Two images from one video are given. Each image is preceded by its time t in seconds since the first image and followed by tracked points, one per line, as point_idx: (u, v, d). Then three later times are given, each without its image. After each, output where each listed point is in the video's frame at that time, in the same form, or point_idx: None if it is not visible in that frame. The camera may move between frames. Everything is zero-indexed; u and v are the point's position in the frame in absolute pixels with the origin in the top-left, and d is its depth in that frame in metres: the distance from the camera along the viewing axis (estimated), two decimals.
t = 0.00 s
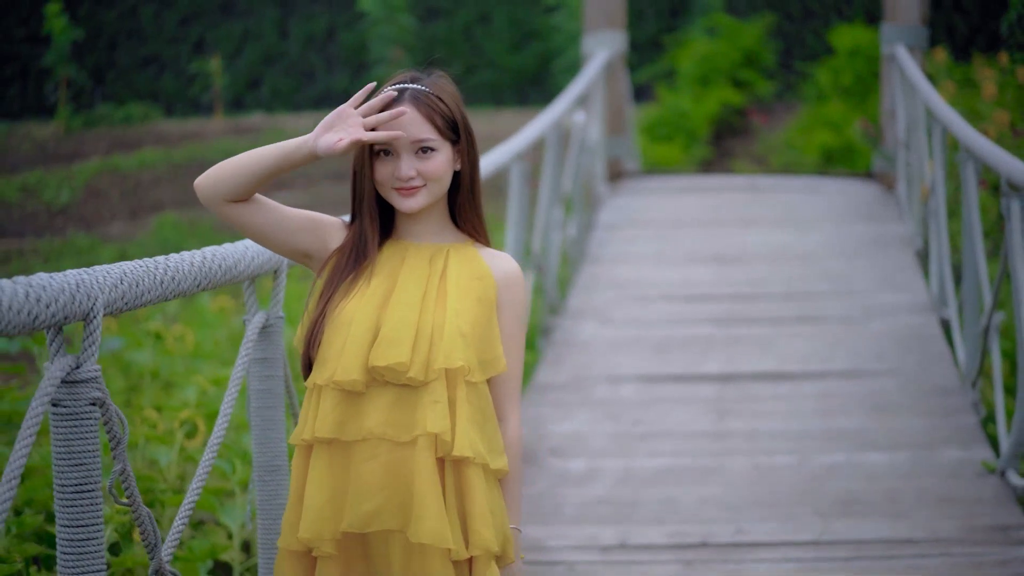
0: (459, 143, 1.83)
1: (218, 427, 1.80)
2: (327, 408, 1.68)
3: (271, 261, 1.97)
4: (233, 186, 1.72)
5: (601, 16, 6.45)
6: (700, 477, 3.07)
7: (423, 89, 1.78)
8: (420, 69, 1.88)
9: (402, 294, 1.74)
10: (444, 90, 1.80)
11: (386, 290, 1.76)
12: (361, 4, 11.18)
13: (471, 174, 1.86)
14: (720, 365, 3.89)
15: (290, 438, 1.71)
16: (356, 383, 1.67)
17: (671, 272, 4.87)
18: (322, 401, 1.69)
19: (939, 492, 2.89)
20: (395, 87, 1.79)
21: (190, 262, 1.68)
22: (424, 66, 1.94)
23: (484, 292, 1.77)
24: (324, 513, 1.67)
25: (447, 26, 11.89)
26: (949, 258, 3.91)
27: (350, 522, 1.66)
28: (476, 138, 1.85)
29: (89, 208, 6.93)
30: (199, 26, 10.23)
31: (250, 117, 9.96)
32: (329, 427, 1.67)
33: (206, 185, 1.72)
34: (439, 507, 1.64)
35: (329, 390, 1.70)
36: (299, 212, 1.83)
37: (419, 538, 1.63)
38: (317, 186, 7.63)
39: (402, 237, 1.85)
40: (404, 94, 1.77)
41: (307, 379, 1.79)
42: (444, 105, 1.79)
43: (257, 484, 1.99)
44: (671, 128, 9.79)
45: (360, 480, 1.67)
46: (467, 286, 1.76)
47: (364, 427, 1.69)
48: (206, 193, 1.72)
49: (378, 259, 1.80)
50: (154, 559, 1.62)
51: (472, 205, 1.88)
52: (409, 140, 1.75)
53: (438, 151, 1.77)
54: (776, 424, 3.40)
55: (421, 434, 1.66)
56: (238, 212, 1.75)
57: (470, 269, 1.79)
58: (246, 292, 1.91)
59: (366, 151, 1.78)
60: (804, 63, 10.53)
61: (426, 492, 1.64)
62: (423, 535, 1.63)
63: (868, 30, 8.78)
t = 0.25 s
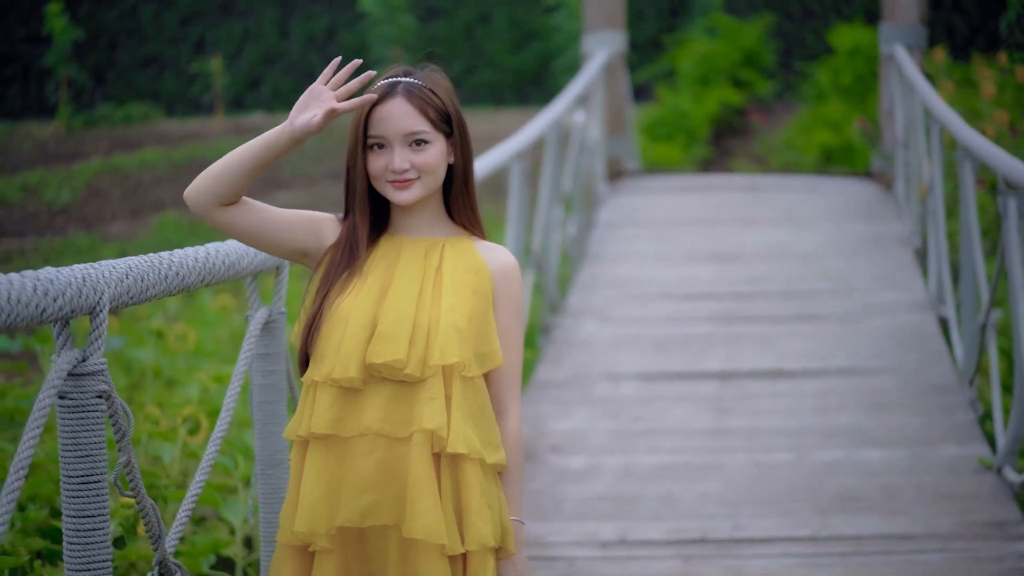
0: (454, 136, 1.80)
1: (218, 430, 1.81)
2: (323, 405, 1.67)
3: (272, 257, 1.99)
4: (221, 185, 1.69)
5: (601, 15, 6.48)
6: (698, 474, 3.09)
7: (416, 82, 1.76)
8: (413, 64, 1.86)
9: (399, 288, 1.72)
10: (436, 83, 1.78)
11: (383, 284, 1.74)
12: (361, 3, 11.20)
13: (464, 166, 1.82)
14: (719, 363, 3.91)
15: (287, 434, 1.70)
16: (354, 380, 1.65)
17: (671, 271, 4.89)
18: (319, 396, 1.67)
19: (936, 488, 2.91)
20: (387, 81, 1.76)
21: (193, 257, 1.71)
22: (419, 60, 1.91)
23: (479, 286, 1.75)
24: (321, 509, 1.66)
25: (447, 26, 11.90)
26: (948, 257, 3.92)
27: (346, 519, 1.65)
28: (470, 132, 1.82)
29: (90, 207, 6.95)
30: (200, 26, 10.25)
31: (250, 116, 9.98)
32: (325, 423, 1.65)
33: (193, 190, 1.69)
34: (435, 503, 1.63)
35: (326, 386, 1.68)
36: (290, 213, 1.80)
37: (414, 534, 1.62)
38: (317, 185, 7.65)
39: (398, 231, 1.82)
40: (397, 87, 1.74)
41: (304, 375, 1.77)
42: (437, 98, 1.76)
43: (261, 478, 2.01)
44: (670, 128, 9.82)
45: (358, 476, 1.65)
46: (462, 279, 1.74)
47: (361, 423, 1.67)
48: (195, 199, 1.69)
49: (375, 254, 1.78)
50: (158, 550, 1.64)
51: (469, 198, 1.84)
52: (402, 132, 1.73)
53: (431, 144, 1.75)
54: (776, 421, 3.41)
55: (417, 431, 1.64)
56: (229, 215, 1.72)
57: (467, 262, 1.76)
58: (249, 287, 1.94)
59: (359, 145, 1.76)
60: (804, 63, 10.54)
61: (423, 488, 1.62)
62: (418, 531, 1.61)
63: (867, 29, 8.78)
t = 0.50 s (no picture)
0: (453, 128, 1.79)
1: (219, 431, 1.83)
2: (325, 399, 1.65)
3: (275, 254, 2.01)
4: (212, 195, 1.66)
5: (601, 15, 6.50)
6: (699, 471, 3.12)
7: (415, 73, 1.74)
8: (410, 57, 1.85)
9: (399, 282, 1.71)
10: (435, 75, 1.76)
11: (384, 276, 1.72)
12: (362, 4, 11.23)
13: (463, 158, 1.80)
14: (719, 361, 3.93)
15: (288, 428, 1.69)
16: (356, 375, 1.64)
17: (671, 270, 4.91)
18: (319, 390, 1.66)
19: (934, 485, 2.94)
20: (386, 72, 1.75)
21: (197, 254, 1.74)
22: (417, 55, 1.91)
23: (480, 279, 1.73)
24: (320, 502, 1.64)
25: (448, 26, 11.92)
26: (946, 256, 3.95)
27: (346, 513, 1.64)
28: (468, 123, 1.81)
29: (92, 207, 6.97)
30: (201, 26, 10.27)
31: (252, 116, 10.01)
32: (325, 418, 1.64)
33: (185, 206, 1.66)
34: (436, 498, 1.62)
35: (327, 380, 1.67)
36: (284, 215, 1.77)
37: (413, 529, 1.61)
38: (319, 185, 7.68)
39: (397, 223, 1.79)
40: (395, 78, 1.73)
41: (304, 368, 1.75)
42: (435, 89, 1.75)
43: (264, 472, 2.04)
44: (671, 127, 9.85)
45: (359, 470, 1.64)
46: (463, 273, 1.72)
47: (363, 417, 1.66)
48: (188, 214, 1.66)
49: (374, 246, 1.75)
50: (164, 542, 1.66)
51: (469, 190, 1.82)
52: (401, 122, 1.71)
53: (430, 133, 1.73)
54: (775, 419, 3.43)
55: (419, 426, 1.63)
56: (225, 224, 1.67)
57: (467, 254, 1.74)
58: (252, 284, 1.96)
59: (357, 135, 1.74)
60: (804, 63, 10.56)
61: (424, 484, 1.61)
62: (415, 527, 1.61)
63: (867, 30, 8.79)
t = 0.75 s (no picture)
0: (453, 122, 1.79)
1: (219, 433, 1.86)
2: (328, 398, 1.66)
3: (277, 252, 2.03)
4: (212, 206, 1.65)
5: (603, 15, 6.53)
6: (699, 469, 3.13)
7: (415, 67, 1.75)
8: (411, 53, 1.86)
9: (400, 279, 1.71)
10: (436, 69, 1.78)
11: (385, 274, 1.72)
12: (365, 4, 11.26)
13: (463, 154, 1.80)
14: (720, 359, 3.95)
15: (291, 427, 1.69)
16: (358, 375, 1.64)
17: (673, 269, 4.93)
18: (322, 389, 1.67)
19: (932, 482, 2.95)
20: (387, 65, 1.76)
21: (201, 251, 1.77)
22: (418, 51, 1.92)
23: (480, 274, 1.73)
24: (321, 501, 1.65)
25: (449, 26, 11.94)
26: (946, 255, 3.96)
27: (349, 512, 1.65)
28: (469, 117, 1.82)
29: (95, 206, 6.99)
30: (203, 27, 10.29)
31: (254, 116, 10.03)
32: (328, 418, 1.65)
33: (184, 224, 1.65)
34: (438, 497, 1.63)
35: (330, 379, 1.67)
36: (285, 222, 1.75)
37: (414, 529, 1.62)
38: (321, 185, 7.70)
39: (397, 218, 1.79)
40: (396, 71, 1.74)
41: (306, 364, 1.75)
42: (436, 82, 1.76)
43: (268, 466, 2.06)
44: (673, 127, 9.88)
45: (361, 469, 1.65)
46: (463, 270, 1.72)
47: (366, 417, 1.66)
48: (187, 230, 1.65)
49: (374, 243, 1.76)
50: (168, 536, 1.69)
51: (469, 183, 1.82)
52: (401, 113, 1.72)
53: (430, 126, 1.74)
54: (775, 417, 3.45)
55: (421, 425, 1.64)
56: (230, 234, 1.66)
57: (467, 250, 1.74)
58: (255, 282, 1.98)
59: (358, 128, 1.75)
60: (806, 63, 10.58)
61: (426, 483, 1.63)
62: (415, 527, 1.62)
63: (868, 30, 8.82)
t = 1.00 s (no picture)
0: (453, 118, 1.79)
1: (225, 429, 1.88)
2: (330, 400, 1.66)
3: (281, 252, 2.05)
4: (219, 212, 1.65)
5: (606, 16, 6.54)
6: (700, 467, 3.15)
7: (417, 63, 1.76)
8: (412, 50, 1.86)
9: (401, 278, 1.71)
10: (436, 65, 1.78)
11: (385, 273, 1.72)
12: (368, 4, 11.28)
13: (463, 151, 1.80)
14: (722, 358, 3.96)
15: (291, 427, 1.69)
16: (361, 375, 1.65)
17: (675, 268, 4.95)
18: (324, 391, 1.67)
19: (932, 480, 2.97)
20: (389, 61, 1.76)
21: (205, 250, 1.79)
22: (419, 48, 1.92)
23: (479, 270, 1.74)
24: (323, 502, 1.65)
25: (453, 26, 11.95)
26: (947, 255, 3.98)
27: (351, 514, 1.66)
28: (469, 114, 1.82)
29: (100, 207, 7.01)
30: (207, 27, 10.33)
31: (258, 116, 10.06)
32: (330, 418, 1.65)
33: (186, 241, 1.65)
34: (440, 498, 1.64)
35: (332, 380, 1.67)
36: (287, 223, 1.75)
37: (417, 530, 1.63)
38: (325, 185, 7.72)
39: (397, 215, 1.79)
40: (398, 66, 1.74)
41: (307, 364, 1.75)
42: (437, 78, 1.76)
43: (272, 462, 2.08)
44: (677, 127, 9.91)
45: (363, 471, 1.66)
46: (463, 267, 1.73)
47: (367, 418, 1.67)
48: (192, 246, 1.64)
49: (374, 241, 1.75)
50: (173, 530, 1.70)
51: (468, 179, 1.82)
52: (403, 109, 1.72)
53: (431, 121, 1.74)
54: (776, 415, 3.47)
55: (424, 425, 1.64)
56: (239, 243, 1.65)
57: (466, 247, 1.75)
58: (259, 280, 2.01)
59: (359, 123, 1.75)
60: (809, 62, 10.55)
61: (428, 484, 1.63)
62: (418, 528, 1.63)
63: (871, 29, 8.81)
